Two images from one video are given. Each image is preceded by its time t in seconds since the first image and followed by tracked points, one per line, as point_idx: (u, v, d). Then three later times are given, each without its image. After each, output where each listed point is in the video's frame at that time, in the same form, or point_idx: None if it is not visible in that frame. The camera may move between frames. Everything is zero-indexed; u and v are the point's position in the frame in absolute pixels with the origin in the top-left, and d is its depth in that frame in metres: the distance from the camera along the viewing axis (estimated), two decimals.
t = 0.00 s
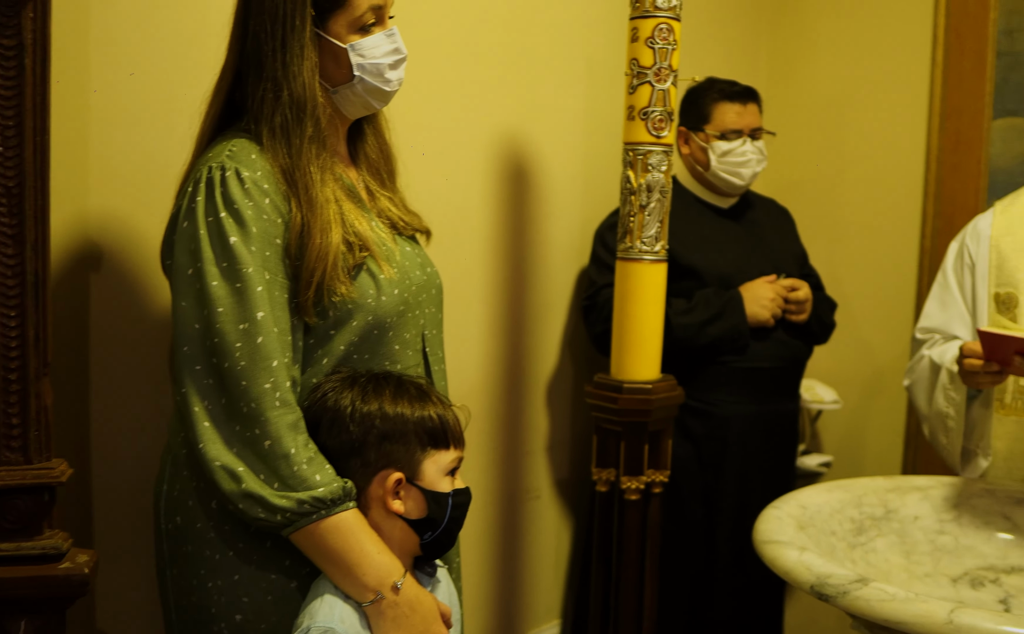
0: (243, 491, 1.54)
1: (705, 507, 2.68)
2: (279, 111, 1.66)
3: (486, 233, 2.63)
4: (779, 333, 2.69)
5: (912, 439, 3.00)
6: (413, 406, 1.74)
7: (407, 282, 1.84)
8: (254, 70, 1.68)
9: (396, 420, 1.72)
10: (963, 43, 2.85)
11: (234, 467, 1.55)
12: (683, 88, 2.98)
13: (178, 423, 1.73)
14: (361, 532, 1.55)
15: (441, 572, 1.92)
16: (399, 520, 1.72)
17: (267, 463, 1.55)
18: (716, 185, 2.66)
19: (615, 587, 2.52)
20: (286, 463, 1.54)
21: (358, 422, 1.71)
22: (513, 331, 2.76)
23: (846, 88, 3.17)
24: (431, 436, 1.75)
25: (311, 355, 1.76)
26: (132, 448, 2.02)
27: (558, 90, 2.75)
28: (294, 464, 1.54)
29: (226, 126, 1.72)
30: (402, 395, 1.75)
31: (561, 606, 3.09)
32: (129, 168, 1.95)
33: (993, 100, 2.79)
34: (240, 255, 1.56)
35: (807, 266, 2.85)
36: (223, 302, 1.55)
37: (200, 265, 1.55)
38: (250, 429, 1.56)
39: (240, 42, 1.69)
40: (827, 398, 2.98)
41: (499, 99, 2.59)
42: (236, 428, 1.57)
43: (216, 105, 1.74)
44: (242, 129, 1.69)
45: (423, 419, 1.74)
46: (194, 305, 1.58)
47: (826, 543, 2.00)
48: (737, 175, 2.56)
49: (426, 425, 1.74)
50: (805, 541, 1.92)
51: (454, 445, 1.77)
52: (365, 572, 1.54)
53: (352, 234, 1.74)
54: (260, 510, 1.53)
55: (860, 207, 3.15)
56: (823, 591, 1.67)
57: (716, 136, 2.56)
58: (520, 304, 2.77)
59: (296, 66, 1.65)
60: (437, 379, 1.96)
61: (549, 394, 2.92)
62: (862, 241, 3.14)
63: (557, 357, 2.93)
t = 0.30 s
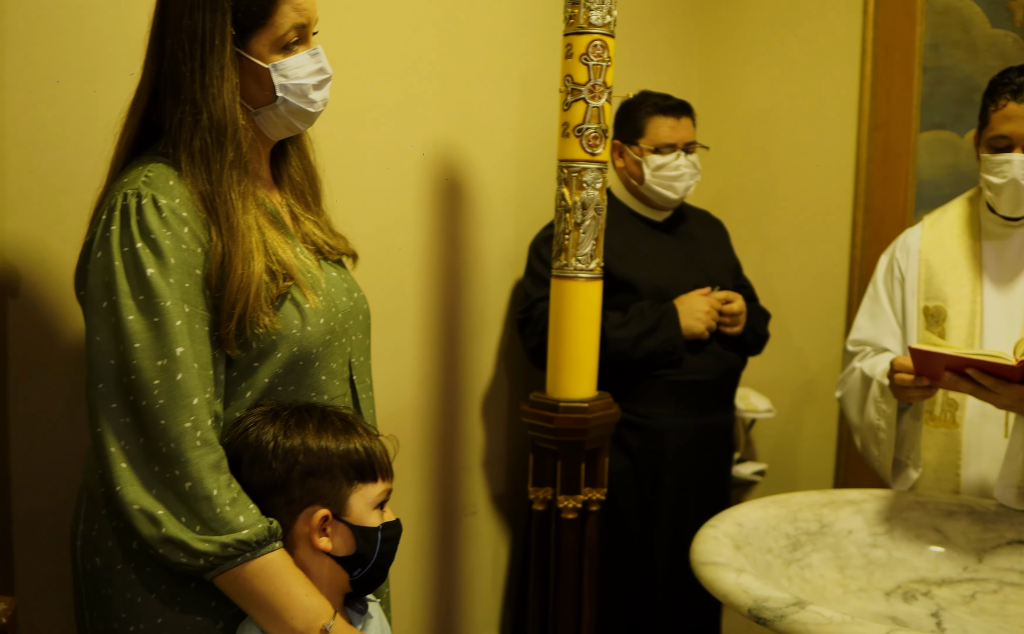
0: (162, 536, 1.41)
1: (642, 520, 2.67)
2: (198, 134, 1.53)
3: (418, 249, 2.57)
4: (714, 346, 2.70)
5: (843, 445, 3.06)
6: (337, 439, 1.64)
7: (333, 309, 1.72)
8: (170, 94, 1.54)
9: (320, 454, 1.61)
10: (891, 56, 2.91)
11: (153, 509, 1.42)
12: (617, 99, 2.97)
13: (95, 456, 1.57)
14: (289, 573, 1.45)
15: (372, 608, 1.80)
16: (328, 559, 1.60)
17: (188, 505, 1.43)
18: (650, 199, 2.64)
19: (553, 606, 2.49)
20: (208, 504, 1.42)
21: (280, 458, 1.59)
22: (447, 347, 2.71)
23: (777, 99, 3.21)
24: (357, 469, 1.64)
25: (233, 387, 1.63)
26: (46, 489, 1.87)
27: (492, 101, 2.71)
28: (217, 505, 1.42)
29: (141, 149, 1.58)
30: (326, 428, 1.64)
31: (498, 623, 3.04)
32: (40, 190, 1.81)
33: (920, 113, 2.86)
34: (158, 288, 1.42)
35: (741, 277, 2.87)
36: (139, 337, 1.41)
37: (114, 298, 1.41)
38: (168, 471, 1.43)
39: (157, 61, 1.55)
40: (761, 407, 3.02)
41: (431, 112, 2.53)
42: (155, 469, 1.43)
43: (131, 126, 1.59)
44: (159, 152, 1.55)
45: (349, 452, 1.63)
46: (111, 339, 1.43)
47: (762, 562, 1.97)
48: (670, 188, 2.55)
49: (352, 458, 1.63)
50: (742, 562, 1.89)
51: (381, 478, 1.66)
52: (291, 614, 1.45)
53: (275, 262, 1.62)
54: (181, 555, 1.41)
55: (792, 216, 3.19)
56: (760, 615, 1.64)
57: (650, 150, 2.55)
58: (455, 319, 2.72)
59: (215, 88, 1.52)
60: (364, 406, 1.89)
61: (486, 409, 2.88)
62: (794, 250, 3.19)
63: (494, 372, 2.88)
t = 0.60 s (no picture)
0: (88, 579, 1.32)
1: (582, 532, 2.66)
2: (120, 159, 1.42)
3: (353, 263, 2.50)
4: (651, 357, 2.69)
5: (780, 453, 3.11)
6: (268, 472, 1.51)
7: (264, 335, 1.63)
8: (90, 116, 1.43)
9: (250, 488, 1.48)
10: (824, 68, 2.95)
11: (78, 553, 1.32)
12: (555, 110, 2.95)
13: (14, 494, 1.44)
14: (223, 614, 1.36)
15: None
16: (261, 595, 1.46)
17: (115, 546, 1.33)
18: (589, 212, 2.63)
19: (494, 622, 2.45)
20: (137, 546, 1.32)
21: (209, 493, 1.46)
22: (384, 362, 2.64)
23: (714, 109, 3.23)
24: (288, 502, 1.51)
25: (160, 420, 1.51)
26: None
27: (428, 112, 2.66)
28: (145, 547, 1.32)
29: (60, 174, 1.46)
30: (255, 460, 1.51)
31: None
32: None
33: (852, 125, 2.90)
34: (79, 321, 1.32)
35: (678, 288, 2.87)
36: (60, 372, 1.31)
37: (34, 332, 1.31)
38: (94, 511, 1.33)
39: (77, 85, 1.45)
40: (699, 416, 3.04)
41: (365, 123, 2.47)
42: (80, 509, 1.33)
43: (49, 150, 1.48)
44: (79, 177, 1.44)
45: (279, 485, 1.50)
46: (29, 375, 1.33)
47: (703, 580, 1.91)
48: (608, 202, 2.54)
49: (283, 491, 1.51)
50: (683, 581, 1.81)
51: (315, 509, 1.54)
52: None
53: (203, 289, 1.51)
54: (109, 599, 1.32)
55: (728, 226, 3.22)
56: None
57: (588, 163, 2.53)
58: (392, 334, 2.65)
59: (138, 111, 1.42)
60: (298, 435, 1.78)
61: (424, 424, 2.82)
62: (731, 259, 3.22)
63: (432, 386, 2.83)
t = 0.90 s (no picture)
0: (34, 617, 1.27)
1: (535, 545, 2.64)
2: (59, 183, 1.35)
3: (300, 277, 2.43)
4: (603, 369, 2.67)
5: (729, 461, 3.16)
6: (218, 501, 1.43)
7: (211, 359, 1.57)
8: (28, 137, 1.37)
9: (201, 519, 1.40)
10: (769, 80, 2.98)
11: (22, 590, 1.28)
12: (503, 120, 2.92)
13: None
14: None
15: None
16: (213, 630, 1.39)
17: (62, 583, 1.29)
18: (538, 224, 2.61)
19: None
20: (84, 582, 1.28)
21: (158, 525, 1.38)
22: (332, 377, 2.58)
23: (661, 118, 3.24)
24: (240, 532, 1.43)
25: (105, 451, 1.44)
26: None
27: (374, 123, 2.61)
28: (92, 584, 1.27)
29: None
30: (206, 490, 1.44)
31: None
32: None
33: (798, 136, 2.94)
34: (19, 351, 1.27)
35: (628, 299, 2.87)
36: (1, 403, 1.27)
37: None
38: (39, 547, 1.29)
39: (11, 104, 1.39)
40: (649, 425, 3.05)
41: (309, 134, 2.41)
42: (24, 544, 1.29)
43: None
44: (17, 201, 1.37)
45: (230, 514, 1.43)
46: None
47: (656, 597, 1.88)
48: (558, 214, 2.52)
49: (234, 520, 1.43)
50: (637, 599, 1.77)
51: (267, 537, 1.46)
52: None
53: (148, 315, 1.44)
54: None
55: (677, 235, 3.24)
56: None
57: (538, 174, 2.51)
58: (341, 347, 2.59)
59: (78, 132, 1.36)
60: (247, 460, 1.71)
61: (374, 438, 2.77)
62: (680, 268, 3.24)
63: (382, 400, 2.78)
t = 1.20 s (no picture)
0: None
1: (494, 561, 2.63)
2: (10, 211, 1.32)
3: (254, 294, 2.38)
4: (560, 384, 2.67)
5: (684, 470, 3.18)
6: (180, 530, 1.38)
7: (171, 385, 1.53)
8: None
9: (163, 550, 1.34)
10: (722, 91, 3.00)
11: None
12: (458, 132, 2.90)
13: None
14: None
15: None
16: None
17: (22, 620, 1.23)
18: (495, 237, 2.59)
19: None
20: (44, 620, 1.23)
21: (120, 557, 1.32)
22: (287, 395, 2.53)
23: (616, 128, 3.25)
24: (202, 561, 1.38)
25: (63, 481, 1.38)
26: None
27: (327, 136, 2.56)
28: (52, 621, 1.22)
29: None
30: (167, 521, 1.38)
31: None
32: None
33: (751, 147, 2.97)
34: None
35: (584, 311, 2.88)
36: None
37: None
38: None
39: None
40: (605, 435, 3.05)
41: (262, 148, 2.35)
42: None
43: None
44: None
45: (193, 544, 1.37)
46: None
47: (616, 616, 1.86)
48: (515, 229, 2.50)
49: (197, 551, 1.37)
50: (599, 620, 1.75)
51: (230, 565, 1.41)
52: None
53: (106, 341, 1.40)
54: None
55: (632, 245, 3.25)
56: None
57: (495, 189, 2.49)
58: (295, 364, 2.54)
59: (30, 158, 1.31)
60: (208, 486, 1.66)
61: (331, 455, 2.72)
62: (635, 278, 3.26)
63: (338, 417, 2.73)
